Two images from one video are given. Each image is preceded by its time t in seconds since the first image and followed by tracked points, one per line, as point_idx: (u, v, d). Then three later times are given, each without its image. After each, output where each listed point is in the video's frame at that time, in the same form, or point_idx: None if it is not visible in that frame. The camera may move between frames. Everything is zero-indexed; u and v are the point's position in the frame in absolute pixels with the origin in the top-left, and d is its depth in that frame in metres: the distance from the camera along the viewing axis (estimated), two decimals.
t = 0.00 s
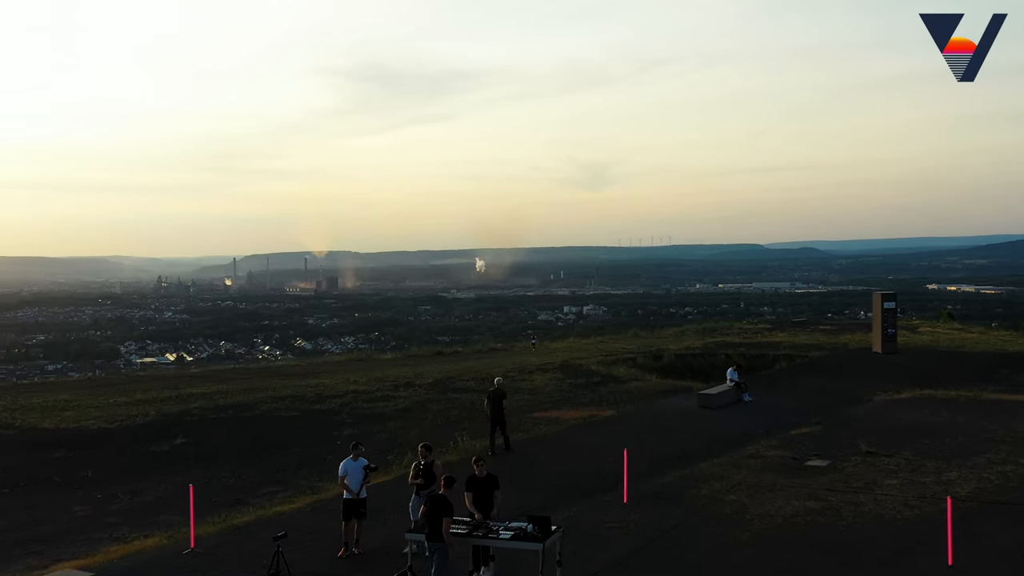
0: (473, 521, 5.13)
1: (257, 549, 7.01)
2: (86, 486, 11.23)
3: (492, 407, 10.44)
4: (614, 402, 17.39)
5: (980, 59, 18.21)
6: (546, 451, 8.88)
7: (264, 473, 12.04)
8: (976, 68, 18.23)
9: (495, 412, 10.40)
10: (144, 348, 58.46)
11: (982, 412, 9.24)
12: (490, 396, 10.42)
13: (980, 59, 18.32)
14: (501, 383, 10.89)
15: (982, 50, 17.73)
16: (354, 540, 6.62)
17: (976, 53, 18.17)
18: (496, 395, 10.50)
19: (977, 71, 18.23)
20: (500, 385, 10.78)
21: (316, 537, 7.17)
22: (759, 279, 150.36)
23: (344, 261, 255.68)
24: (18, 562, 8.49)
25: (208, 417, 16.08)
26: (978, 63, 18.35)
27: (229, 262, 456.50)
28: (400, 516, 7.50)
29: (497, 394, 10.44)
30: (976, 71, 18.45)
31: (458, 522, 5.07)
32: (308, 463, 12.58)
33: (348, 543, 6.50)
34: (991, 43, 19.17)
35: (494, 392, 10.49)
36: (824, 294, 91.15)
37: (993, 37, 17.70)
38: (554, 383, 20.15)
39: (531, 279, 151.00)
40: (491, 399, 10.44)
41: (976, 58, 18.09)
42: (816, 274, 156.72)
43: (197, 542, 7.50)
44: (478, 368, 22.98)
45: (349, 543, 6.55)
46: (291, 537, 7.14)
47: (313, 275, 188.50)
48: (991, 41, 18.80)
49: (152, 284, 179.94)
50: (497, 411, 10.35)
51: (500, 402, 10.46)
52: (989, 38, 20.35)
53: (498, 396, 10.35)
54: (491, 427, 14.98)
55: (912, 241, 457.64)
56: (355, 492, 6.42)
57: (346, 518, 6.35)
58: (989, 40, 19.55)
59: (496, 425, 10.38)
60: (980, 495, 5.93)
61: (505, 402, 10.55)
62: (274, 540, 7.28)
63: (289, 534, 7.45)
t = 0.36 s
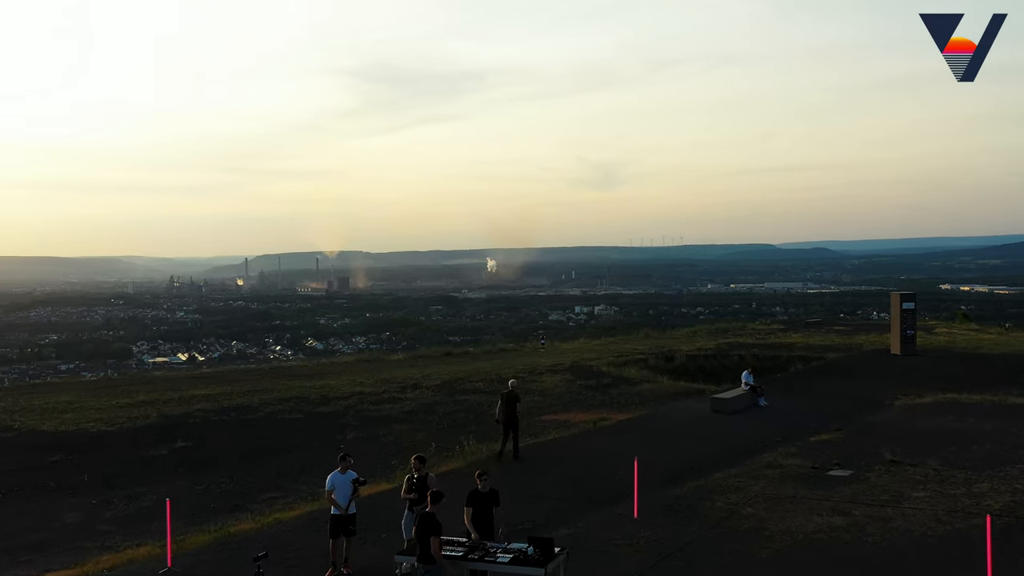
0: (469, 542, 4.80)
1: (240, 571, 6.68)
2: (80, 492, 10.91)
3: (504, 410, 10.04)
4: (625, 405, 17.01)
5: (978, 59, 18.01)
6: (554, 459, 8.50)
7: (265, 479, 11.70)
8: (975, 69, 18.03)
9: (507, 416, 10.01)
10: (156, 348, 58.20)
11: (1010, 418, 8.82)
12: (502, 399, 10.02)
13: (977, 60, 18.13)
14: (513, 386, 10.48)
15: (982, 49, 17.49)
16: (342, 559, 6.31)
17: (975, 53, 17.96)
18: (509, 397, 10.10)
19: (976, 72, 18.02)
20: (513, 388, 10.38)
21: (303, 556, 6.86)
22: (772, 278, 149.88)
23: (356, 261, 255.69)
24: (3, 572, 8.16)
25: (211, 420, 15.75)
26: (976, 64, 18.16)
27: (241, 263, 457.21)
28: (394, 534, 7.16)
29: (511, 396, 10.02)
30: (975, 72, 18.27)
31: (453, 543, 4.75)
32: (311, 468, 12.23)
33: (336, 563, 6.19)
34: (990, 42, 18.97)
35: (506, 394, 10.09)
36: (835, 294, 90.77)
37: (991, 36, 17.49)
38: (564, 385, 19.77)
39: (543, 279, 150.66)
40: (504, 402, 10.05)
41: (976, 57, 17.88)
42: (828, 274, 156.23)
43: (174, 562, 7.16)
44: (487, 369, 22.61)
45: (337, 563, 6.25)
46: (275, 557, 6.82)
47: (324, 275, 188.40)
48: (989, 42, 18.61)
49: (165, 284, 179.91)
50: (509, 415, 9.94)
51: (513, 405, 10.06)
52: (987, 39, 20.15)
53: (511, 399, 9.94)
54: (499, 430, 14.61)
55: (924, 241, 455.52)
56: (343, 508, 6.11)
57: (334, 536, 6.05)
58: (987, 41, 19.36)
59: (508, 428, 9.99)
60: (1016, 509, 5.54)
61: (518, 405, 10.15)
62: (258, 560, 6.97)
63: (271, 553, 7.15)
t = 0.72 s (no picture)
0: (463, 565, 4.49)
1: None
2: (74, 497, 10.61)
3: (515, 415, 9.65)
4: (637, 408, 16.65)
5: (979, 58, 17.74)
6: (562, 467, 8.13)
7: (264, 484, 11.38)
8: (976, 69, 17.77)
9: (518, 421, 9.63)
10: (168, 348, 57.79)
11: None
12: (514, 402, 9.63)
13: (978, 60, 17.87)
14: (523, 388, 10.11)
15: (981, 49, 17.21)
16: None
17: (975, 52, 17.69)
18: (521, 400, 9.70)
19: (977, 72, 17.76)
20: (523, 389, 10.00)
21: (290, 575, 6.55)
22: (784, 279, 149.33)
23: (367, 261, 255.57)
24: None
25: (213, 422, 15.43)
26: (976, 65, 17.90)
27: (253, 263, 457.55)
28: (385, 550, 6.86)
29: (523, 400, 9.63)
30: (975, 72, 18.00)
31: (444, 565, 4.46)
32: (312, 473, 11.91)
33: None
34: (992, 41, 18.69)
35: (517, 397, 9.70)
36: (848, 295, 90.27)
37: (993, 33, 17.20)
38: (573, 387, 19.38)
39: (555, 278, 150.24)
40: (516, 405, 9.64)
41: (976, 56, 17.60)
42: (841, 274, 155.70)
43: None
44: (496, 370, 22.23)
45: None
46: None
47: (336, 275, 188.12)
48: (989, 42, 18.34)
49: (178, 284, 179.34)
50: (522, 419, 9.55)
51: (525, 409, 9.67)
52: (988, 39, 19.90)
53: (524, 404, 9.55)
54: (507, 434, 14.25)
55: (938, 241, 453.76)
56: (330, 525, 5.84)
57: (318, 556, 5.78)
58: (988, 42, 19.09)
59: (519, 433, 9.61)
60: None
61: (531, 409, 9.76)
62: None
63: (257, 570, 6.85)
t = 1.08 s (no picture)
0: None
1: None
2: (66, 503, 10.30)
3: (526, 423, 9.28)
4: (648, 411, 16.29)
5: (978, 59, 17.42)
6: (572, 477, 7.79)
7: (263, 490, 11.05)
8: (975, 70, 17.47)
9: (530, 427, 9.25)
10: (179, 348, 57.46)
11: None
12: (525, 407, 9.24)
13: (977, 60, 17.55)
14: (535, 391, 9.74)
15: (979, 48, 16.91)
16: None
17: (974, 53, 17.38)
18: (533, 404, 9.30)
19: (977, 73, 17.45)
20: (534, 393, 9.63)
21: None
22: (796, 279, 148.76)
23: (378, 261, 255.52)
24: None
25: (215, 424, 15.15)
26: (975, 65, 17.60)
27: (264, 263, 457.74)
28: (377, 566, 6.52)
29: (536, 405, 9.24)
30: (974, 72, 17.65)
31: None
32: (313, 478, 11.59)
33: None
34: (991, 38, 18.39)
35: (528, 400, 9.31)
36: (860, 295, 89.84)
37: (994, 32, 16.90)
38: (583, 389, 18.99)
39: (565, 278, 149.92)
40: (527, 411, 9.27)
41: (973, 57, 17.30)
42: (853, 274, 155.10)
43: None
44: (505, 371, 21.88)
45: None
46: None
47: (347, 275, 188.00)
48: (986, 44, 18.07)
49: (190, 284, 178.68)
50: (533, 425, 9.17)
51: (536, 415, 9.29)
52: (989, 39, 19.64)
53: (535, 409, 9.18)
54: (515, 438, 13.90)
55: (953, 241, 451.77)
56: (310, 546, 5.50)
57: None
58: (988, 41, 18.80)
59: (530, 441, 9.23)
60: None
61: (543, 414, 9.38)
62: None
63: None
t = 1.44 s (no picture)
0: None
1: None
2: (57, 509, 9.99)
3: (535, 427, 8.97)
4: (659, 414, 15.92)
5: (978, 59, 17.09)
6: (579, 488, 7.44)
7: (261, 495, 10.73)
8: (973, 71, 17.17)
9: (540, 432, 8.93)
10: (189, 348, 57.03)
11: None
12: (535, 411, 8.93)
13: (977, 61, 17.22)
14: (546, 394, 9.43)
15: (979, 48, 16.60)
16: None
17: (975, 53, 17.04)
18: (544, 408, 8.98)
19: (977, 73, 17.13)
20: (545, 396, 9.31)
21: None
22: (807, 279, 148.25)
23: (387, 260, 255.47)
24: None
25: (216, 427, 14.84)
26: (975, 65, 17.28)
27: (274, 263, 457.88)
28: None
29: (546, 409, 8.92)
30: (973, 73, 17.32)
31: None
32: (313, 483, 11.26)
33: None
34: (993, 38, 18.07)
35: (538, 404, 9.00)
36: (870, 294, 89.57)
37: (994, 31, 16.58)
38: (592, 391, 18.64)
39: (575, 278, 149.55)
40: (537, 415, 8.96)
41: (972, 58, 16.98)
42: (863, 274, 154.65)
43: None
44: (513, 372, 21.51)
45: None
46: None
47: (357, 275, 187.73)
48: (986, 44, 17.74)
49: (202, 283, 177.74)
50: (543, 430, 8.85)
51: (547, 419, 8.98)
52: (989, 37, 19.35)
53: (545, 414, 8.86)
54: (522, 442, 13.53)
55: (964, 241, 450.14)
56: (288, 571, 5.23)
57: None
58: (989, 40, 18.50)
59: (540, 446, 8.91)
60: None
61: (554, 418, 9.06)
62: None
63: None
